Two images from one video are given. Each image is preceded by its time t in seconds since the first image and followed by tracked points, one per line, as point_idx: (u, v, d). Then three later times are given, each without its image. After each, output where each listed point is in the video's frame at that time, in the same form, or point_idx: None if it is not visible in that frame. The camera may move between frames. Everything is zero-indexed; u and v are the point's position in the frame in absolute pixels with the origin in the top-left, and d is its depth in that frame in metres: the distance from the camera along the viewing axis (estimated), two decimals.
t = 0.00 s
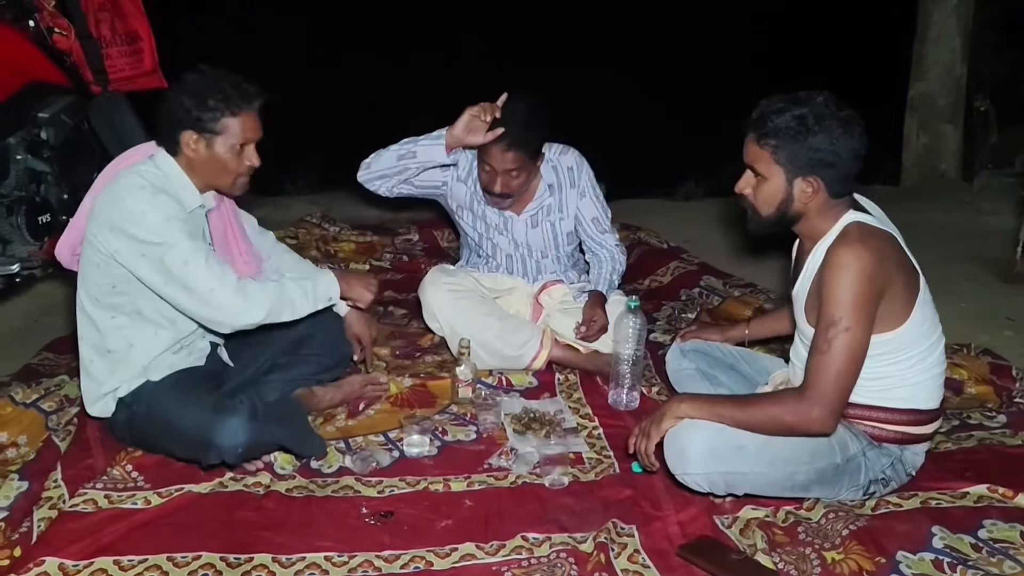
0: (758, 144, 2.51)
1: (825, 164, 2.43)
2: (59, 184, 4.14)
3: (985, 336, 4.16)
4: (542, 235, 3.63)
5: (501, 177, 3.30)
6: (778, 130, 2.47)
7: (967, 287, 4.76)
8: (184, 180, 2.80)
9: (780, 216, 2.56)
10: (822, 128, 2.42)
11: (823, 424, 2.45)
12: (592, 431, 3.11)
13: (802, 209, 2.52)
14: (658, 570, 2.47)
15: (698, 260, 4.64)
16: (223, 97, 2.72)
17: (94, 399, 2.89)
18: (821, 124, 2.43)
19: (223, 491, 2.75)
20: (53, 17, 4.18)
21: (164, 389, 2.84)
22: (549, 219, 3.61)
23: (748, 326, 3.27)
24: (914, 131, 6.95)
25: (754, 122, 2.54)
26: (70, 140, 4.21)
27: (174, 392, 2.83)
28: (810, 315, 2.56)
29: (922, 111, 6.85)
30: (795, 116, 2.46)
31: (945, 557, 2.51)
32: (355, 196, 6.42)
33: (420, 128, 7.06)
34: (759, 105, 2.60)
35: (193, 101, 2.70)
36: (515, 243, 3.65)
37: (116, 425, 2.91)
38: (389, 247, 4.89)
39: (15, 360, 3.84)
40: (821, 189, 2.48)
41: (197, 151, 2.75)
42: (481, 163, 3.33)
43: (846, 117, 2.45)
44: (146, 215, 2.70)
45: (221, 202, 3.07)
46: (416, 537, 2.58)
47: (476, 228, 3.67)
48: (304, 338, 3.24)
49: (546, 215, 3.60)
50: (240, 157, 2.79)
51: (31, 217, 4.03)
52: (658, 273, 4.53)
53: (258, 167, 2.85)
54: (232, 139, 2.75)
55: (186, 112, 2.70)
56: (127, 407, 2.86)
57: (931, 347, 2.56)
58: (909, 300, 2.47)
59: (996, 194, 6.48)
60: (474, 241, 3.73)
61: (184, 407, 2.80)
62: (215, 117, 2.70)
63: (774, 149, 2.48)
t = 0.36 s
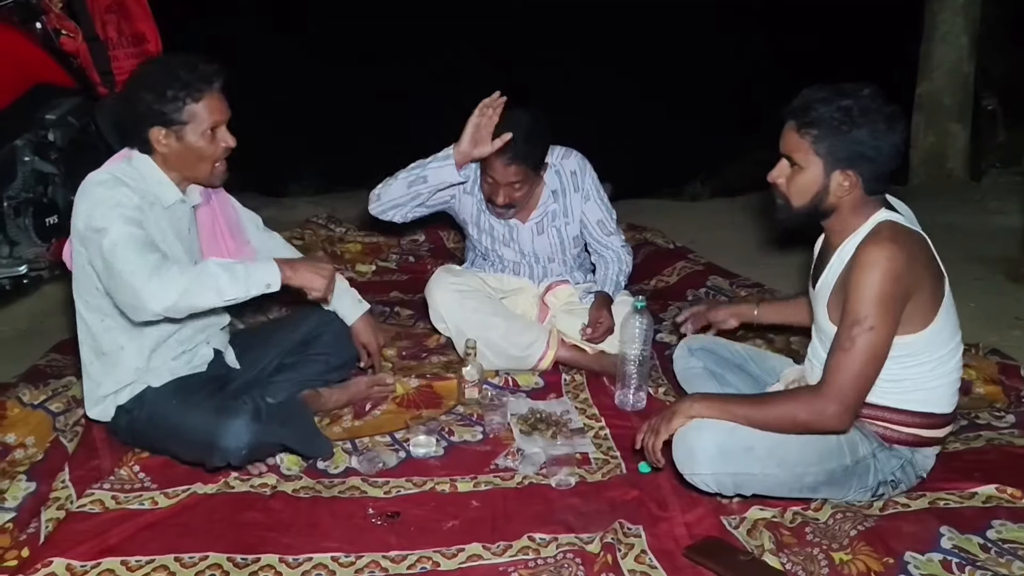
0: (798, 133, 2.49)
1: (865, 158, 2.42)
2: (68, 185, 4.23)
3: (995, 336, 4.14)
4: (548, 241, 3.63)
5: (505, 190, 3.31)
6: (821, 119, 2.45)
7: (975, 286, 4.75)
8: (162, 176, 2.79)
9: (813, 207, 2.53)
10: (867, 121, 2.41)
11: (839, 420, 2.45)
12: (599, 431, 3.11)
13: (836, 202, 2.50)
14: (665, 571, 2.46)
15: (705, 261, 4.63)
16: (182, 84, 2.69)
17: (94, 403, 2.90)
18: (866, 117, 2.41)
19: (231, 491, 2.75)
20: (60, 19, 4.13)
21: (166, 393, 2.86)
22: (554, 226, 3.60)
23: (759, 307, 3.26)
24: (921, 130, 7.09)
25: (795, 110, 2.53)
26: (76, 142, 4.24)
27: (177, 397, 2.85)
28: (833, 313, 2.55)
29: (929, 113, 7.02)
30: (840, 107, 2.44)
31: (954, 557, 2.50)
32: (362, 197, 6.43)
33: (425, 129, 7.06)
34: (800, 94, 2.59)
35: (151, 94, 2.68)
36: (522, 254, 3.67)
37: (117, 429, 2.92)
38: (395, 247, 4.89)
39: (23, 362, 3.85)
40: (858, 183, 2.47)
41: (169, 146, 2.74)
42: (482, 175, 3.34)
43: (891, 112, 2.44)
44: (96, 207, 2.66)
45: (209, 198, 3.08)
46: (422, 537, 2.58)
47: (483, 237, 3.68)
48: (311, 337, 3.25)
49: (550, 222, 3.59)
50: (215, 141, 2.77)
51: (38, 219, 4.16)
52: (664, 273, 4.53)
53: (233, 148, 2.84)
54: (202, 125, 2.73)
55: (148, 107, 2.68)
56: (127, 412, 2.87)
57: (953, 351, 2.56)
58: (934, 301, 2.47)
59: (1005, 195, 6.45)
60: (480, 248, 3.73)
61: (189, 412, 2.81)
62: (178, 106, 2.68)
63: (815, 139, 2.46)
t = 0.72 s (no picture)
0: (835, 122, 2.49)
1: (901, 153, 2.41)
2: (74, 189, 4.28)
3: (1003, 334, 4.12)
4: (552, 249, 3.63)
5: (503, 207, 3.31)
6: (860, 110, 2.44)
7: (983, 284, 4.73)
8: (161, 192, 2.79)
9: (844, 199, 2.52)
10: (905, 115, 2.41)
11: (853, 413, 2.46)
12: (606, 432, 3.11)
13: (867, 194, 2.49)
14: (673, 571, 2.46)
15: (711, 260, 4.62)
16: (179, 99, 2.68)
17: (101, 410, 2.91)
18: (905, 112, 2.41)
19: (239, 493, 2.76)
20: (66, 23, 4.14)
21: (171, 405, 2.84)
22: (556, 233, 3.61)
23: (727, 239, 3.23)
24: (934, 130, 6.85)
25: (833, 100, 2.52)
26: (83, 146, 4.28)
27: (184, 408, 2.83)
28: (855, 307, 2.54)
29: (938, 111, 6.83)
30: (880, 100, 2.44)
31: (963, 556, 2.49)
32: (367, 199, 6.44)
33: (429, 130, 7.07)
34: (837, 83, 2.58)
35: (149, 112, 2.66)
36: (526, 266, 3.68)
37: (124, 437, 2.93)
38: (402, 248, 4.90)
39: (31, 365, 3.87)
40: (891, 177, 2.45)
41: (170, 162, 2.73)
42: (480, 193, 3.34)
43: (930, 108, 2.43)
44: (82, 226, 2.63)
45: (215, 211, 3.05)
46: (429, 539, 2.58)
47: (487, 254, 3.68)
48: (321, 339, 3.26)
49: (552, 229, 3.59)
50: (217, 154, 2.75)
51: (45, 223, 4.20)
52: (670, 273, 4.51)
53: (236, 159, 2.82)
54: (202, 138, 2.71)
55: (147, 123, 2.66)
56: (134, 421, 2.88)
57: (973, 350, 2.56)
58: (959, 300, 2.47)
59: (1012, 192, 6.42)
60: (484, 263, 3.74)
61: (197, 424, 2.78)
62: (177, 122, 2.67)
63: (853, 129, 2.45)
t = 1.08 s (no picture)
0: (856, 109, 2.48)
1: (920, 143, 2.42)
2: (82, 189, 4.28)
3: (1010, 328, 4.11)
4: (557, 253, 3.65)
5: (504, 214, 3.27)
6: (882, 98, 2.44)
7: (989, 279, 4.72)
8: (178, 199, 2.79)
9: (860, 188, 2.52)
10: (927, 105, 2.41)
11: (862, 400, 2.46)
12: (613, 429, 3.11)
13: (884, 182, 2.49)
14: (681, 568, 2.46)
15: (717, 257, 4.62)
16: (202, 107, 2.66)
17: (111, 411, 2.93)
18: (924, 103, 2.41)
19: (248, 492, 2.77)
20: (72, 24, 4.19)
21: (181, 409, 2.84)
22: (561, 236, 3.62)
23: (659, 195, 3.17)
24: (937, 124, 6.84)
25: (856, 87, 2.52)
26: (90, 146, 4.29)
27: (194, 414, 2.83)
28: (869, 299, 2.53)
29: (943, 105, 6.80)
30: (904, 90, 2.44)
31: (972, 552, 2.49)
32: (372, 198, 6.45)
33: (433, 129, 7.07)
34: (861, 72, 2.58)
35: (173, 118, 2.66)
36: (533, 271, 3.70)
37: (133, 437, 2.94)
38: (408, 247, 4.91)
39: (40, 364, 3.88)
40: (909, 166, 2.46)
41: (190, 168, 2.72)
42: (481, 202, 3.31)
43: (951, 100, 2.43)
44: (99, 237, 2.63)
45: (231, 216, 3.03)
46: (437, 536, 2.59)
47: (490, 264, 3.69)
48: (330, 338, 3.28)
49: (556, 232, 3.61)
50: (237, 164, 2.73)
51: (53, 223, 4.21)
52: (676, 270, 4.51)
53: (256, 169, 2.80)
54: (223, 147, 2.70)
55: (170, 130, 2.66)
56: (144, 423, 2.89)
57: (984, 344, 2.57)
58: (971, 294, 2.48)
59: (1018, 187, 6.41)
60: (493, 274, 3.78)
61: (207, 429, 2.77)
62: (199, 130, 2.66)
63: (873, 116, 2.45)
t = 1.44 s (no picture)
0: (842, 113, 2.48)
1: (910, 145, 2.42)
2: (80, 189, 4.28)
3: (1010, 326, 4.11)
4: (554, 240, 3.62)
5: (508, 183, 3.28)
6: (867, 101, 2.44)
7: (989, 277, 4.72)
8: (181, 197, 2.78)
9: (851, 191, 2.52)
10: (913, 107, 2.41)
11: (856, 406, 2.45)
12: (614, 428, 3.11)
13: (874, 186, 2.49)
14: (682, 567, 2.46)
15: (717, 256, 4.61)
16: (211, 107, 2.65)
17: (111, 410, 2.93)
18: (912, 104, 2.41)
19: (249, 492, 2.77)
20: (70, 24, 4.19)
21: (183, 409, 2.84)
22: (560, 223, 3.59)
23: (704, 247, 3.20)
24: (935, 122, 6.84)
25: (842, 91, 2.51)
26: (89, 146, 4.30)
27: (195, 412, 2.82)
28: (861, 303, 2.54)
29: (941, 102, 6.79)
30: (888, 91, 2.44)
31: (973, 550, 2.49)
32: (373, 196, 6.45)
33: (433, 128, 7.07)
34: (845, 74, 2.57)
35: (181, 116, 2.64)
36: (530, 256, 3.67)
37: (133, 437, 2.94)
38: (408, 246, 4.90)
39: (40, 365, 3.88)
40: (897, 169, 2.46)
41: (194, 167, 2.71)
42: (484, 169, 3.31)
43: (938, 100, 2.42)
44: (105, 236, 2.62)
45: (232, 215, 3.04)
46: (438, 536, 2.59)
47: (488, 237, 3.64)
48: (331, 337, 3.27)
49: (555, 219, 3.58)
50: (240, 166, 2.73)
51: (52, 223, 4.20)
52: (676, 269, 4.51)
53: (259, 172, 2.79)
54: (228, 149, 2.69)
55: (176, 128, 2.65)
56: (145, 422, 2.89)
57: (980, 345, 2.57)
58: (967, 294, 2.48)
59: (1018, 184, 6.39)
60: (490, 255, 3.74)
61: (207, 430, 2.77)
62: (205, 130, 2.65)
63: (860, 121, 2.45)
